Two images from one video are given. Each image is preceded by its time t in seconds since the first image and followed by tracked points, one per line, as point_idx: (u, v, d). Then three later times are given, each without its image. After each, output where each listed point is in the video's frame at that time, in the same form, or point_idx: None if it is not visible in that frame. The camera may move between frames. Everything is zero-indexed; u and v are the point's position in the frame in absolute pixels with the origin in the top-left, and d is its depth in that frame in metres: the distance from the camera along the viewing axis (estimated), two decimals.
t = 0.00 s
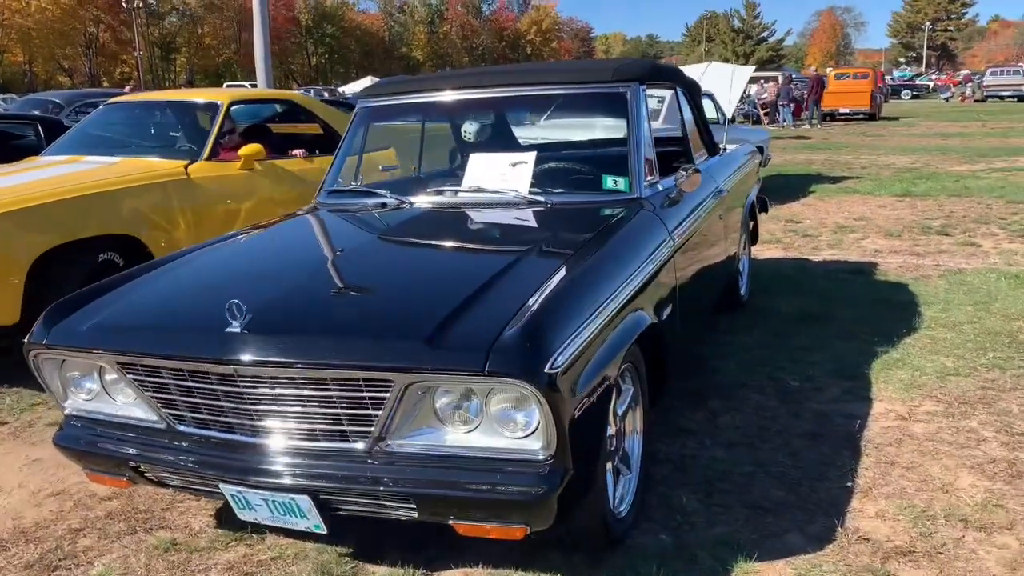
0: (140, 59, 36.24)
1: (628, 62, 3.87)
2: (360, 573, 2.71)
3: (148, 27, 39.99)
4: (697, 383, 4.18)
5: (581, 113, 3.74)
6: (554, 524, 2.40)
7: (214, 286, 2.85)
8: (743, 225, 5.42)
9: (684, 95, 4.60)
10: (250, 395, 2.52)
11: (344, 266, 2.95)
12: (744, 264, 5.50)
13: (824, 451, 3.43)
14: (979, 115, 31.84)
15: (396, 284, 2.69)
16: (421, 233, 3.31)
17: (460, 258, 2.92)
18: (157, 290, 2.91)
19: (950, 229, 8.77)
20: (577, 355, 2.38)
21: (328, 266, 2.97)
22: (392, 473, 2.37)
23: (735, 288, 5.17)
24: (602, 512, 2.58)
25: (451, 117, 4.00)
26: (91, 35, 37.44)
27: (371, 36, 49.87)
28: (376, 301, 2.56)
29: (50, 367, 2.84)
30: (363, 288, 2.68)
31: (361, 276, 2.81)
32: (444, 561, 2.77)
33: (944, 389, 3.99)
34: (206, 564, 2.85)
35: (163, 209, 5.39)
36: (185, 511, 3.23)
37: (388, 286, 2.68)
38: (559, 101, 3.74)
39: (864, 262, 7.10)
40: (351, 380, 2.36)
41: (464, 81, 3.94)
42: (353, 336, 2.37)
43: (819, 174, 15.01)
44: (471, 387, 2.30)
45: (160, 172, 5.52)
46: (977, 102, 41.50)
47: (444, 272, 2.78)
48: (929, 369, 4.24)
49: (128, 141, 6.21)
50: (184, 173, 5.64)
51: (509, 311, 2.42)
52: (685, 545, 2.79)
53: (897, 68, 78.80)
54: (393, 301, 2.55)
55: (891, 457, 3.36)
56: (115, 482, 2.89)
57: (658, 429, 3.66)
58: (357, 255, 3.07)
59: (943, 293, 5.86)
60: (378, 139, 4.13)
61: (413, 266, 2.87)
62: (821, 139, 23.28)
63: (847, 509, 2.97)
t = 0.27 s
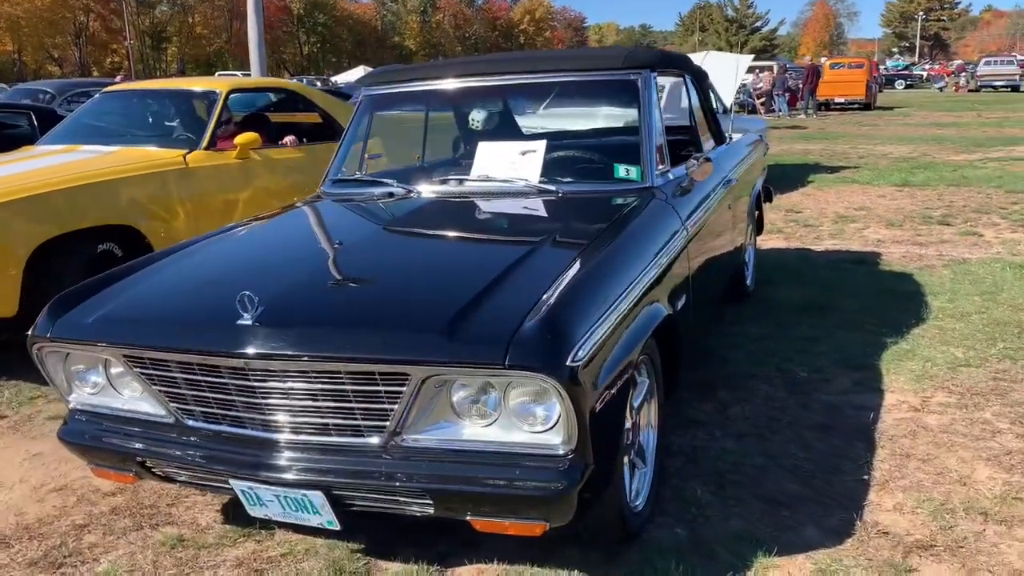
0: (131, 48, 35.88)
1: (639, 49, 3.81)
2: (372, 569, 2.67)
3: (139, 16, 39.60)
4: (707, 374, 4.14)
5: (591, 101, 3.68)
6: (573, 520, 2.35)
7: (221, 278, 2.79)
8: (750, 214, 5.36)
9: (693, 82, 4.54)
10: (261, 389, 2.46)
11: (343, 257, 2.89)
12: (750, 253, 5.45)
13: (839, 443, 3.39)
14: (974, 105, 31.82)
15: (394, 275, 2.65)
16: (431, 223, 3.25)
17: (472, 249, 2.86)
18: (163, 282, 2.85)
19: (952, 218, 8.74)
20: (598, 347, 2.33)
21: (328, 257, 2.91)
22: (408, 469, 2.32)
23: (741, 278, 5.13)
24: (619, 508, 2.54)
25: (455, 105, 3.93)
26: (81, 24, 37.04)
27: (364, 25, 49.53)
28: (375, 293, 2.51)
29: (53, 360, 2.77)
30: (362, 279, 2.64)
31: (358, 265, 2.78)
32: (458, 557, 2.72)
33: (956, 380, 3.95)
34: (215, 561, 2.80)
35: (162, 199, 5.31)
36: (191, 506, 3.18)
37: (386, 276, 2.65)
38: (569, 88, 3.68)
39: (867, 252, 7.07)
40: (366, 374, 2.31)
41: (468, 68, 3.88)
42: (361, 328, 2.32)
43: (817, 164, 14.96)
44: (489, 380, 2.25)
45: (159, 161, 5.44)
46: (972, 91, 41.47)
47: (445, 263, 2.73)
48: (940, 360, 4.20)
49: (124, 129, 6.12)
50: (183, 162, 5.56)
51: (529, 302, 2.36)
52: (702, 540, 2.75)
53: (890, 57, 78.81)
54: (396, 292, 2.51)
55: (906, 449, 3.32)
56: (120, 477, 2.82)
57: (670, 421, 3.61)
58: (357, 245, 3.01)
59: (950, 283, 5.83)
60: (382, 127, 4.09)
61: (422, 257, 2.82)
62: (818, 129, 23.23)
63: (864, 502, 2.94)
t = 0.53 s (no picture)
0: (126, 44, 35.67)
1: (654, 38, 3.73)
2: (389, 573, 2.60)
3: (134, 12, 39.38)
4: (722, 369, 4.07)
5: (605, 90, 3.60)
6: (599, 522, 2.28)
7: (231, 275, 2.71)
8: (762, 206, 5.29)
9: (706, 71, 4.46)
10: (275, 390, 2.39)
11: (346, 252, 2.83)
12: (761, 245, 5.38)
13: (861, 438, 3.33)
14: (973, 95, 31.72)
15: (400, 270, 2.58)
16: (443, 217, 3.18)
17: (488, 244, 2.78)
18: (171, 280, 2.77)
19: (959, 208, 8.67)
20: (624, 345, 2.26)
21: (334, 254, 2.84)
22: (428, 471, 2.25)
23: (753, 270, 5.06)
24: (645, 509, 2.47)
25: (462, 98, 3.84)
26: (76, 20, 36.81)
27: (360, 20, 49.31)
28: (390, 290, 2.44)
29: (59, 361, 2.70)
30: (366, 275, 2.57)
31: (356, 260, 2.73)
32: (478, 559, 2.66)
33: (976, 373, 3.88)
34: (228, 565, 2.73)
35: (164, 195, 5.23)
36: (201, 509, 3.11)
37: (390, 272, 2.59)
38: (583, 78, 3.60)
39: (876, 243, 7.00)
40: (385, 373, 2.24)
41: (475, 59, 3.79)
42: (375, 326, 2.25)
43: (819, 155, 14.89)
44: (512, 378, 2.17)
45: (160, 157, 5.35)
46: (971, 81, 41.37)
47: (445, 260, 2.66)
48: (959, 353, 4.14)
49: (124, 123, 6.02)
50: (184, 158, 5.47)
51: (553, 297, 2.29)
52: (728, 540, 2.68)
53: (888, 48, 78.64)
54: (405, 288, 2.44)
55: (930, 444, 3.26)
56: (130, 480, 2.74)
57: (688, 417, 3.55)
58: (360, 241, 2.94)
59: (962, 273, 5.77)
60: (390, 120, 4.01)
61: (435, 253, 2.75)
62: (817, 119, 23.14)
63: (892, 500, 2.87)
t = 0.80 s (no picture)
0: (120, 49, 35.55)
1: (665, 34, 3.63)
2: None
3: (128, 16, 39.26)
4: (738, 372, 3.98)
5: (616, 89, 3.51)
6: (625, 539, 2.18)
7: (236, 286, 2.62)
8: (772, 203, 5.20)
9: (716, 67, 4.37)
10: (285, 405, 2.29)
11: (348, 259, 2.74)
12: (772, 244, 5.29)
13: (885, 443, 3.24)
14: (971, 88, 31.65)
15: (407, 278, 2.49)
16: (453, 221, 3.08)
17: (502, 249, 2.69)
18: (174, 291, 2.68)
19: (966, 203, 8.58)
20: (649, 354, 2.17)
21: (334, 260, 2.75)
22: (447, 488, 2.15)
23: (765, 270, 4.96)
24: (671, 522, 2.37)
25: (466, 98, 3.75)
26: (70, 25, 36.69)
27: (355, 22, 49.20)
28: (402, 299, 2.34)
29: (60, 376, 2.60)
30: (367, 283, 2.49)
31: (358, 266, 2.65)
32: None
33: (999, 373, 3.80)
34: None
35: (163, 201, 5.13)
36: (207, 526, 3.02)
37: (393, 279, 2.50)
38: (593, 76, 3.51)
39: (884, 240, 6.91)
40: (400, 387, 2.14)
41: (478, 59, 3.70)
42: (384, 337, 2.16)
43: (820, 151, 14.80)
44: (532, 391, 2.08)
45: (158, 162, 5.26)
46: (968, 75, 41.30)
47: (451, 267, 2.57)
48: (979, 352, 4.05)
49: (121, 129, 5.92)
50: (183, 163, 5.37)
51: (573, 304, 2.20)
52: (755, 552, 2.59)
53: (884, 42, 78.62)
54: (413, 296, 2.35)
55: (956, 448, 3.17)
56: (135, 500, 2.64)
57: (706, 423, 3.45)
58: (362, 248, 2.86)
59: (975, 270, 5.68)
60: (393, 122, 3.92)
61: (447, 259, 2.65)
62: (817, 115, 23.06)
63: (921, 507, 2.78)
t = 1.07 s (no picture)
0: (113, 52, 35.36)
1: (675, 34, 3.56)
2: None
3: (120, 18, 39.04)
4: (749, 378, 3.91)
5: (625, 90, 3.43)
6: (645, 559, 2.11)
7: (237, 297, 2.54)
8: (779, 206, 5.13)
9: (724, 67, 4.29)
10: (290, 422, 2.21)
11: (351, 268, 2.66)
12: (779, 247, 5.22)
13: (903, 452, 3.16)
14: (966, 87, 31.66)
15: (413, 288, 2.42)
16: (459, 227, 3.00)
17: (512, 257, 2.61)
18: (174, 302, 2.59)
19: (969, 203, 8.53)
20: (671, 369, 2.10)
21: (333, 269, 2.68)
22: (461, 508, 2.07)
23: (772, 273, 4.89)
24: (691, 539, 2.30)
25: (468, 101, 3.68)
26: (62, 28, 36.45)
27: (349, 23, 49.02)
28: (411, 311, 2.26)
29: (56, 392, 2.51)
30: (365, 293, 2.42)
31: (360, 275, 2.58)
32: None
33: (1014, 378, 3.73)
34: None
35: (159, 206, 5.04)
36: (209, 543, 2.93)
37: (397, 289, 2.42)
38: (602, 78, 3.43)
39: (889, 241, 6.85)
40: (412, 404, 2.06)
41: (480, 61, 3.62)
42: (394, 352, 2.08)
43: (819, 151, 14.74)
44: (550, 407, 2.00)
45: (154, 167, 5.17)
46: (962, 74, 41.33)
47: (458, 276, 2.49)
48: (993, 357, 3.98)
49: (116, 132, 5.83)
50: (180, 167, 5.28)
51: (592, 316, 2.12)
52: (775, 568, 2.51)
53: (877, 42, 78.73)
54: (423, 308, 2.27)
55: (976, 456, 3.10)
56: (136, 518, 2.56)
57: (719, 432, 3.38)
58: (364, 256, 2.78)
59: (983, 271, 5.62)
60: (394, 126, 3.84)
61: (456, 268, 2.57)
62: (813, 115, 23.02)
63: (944, 519, 2.71)
